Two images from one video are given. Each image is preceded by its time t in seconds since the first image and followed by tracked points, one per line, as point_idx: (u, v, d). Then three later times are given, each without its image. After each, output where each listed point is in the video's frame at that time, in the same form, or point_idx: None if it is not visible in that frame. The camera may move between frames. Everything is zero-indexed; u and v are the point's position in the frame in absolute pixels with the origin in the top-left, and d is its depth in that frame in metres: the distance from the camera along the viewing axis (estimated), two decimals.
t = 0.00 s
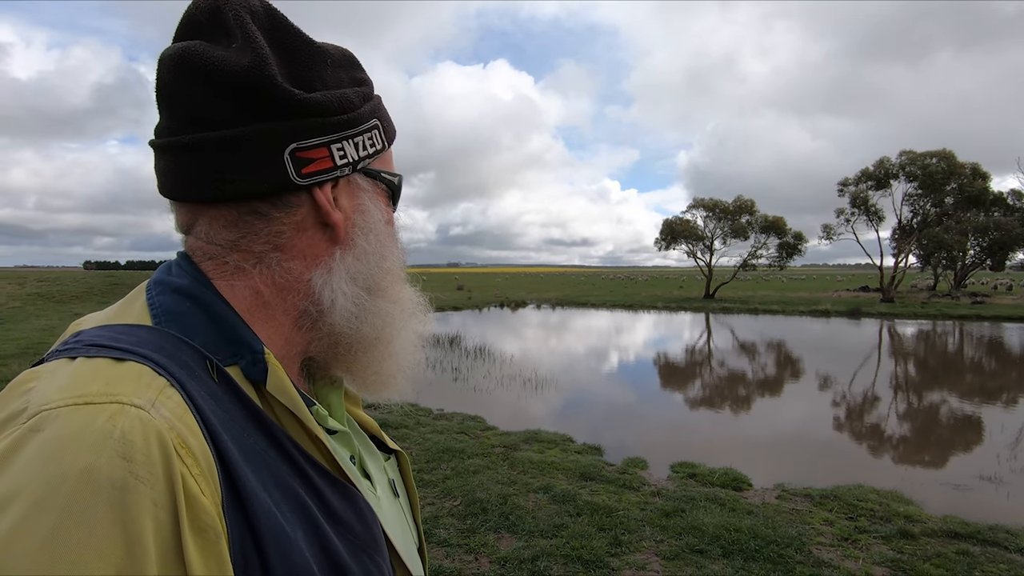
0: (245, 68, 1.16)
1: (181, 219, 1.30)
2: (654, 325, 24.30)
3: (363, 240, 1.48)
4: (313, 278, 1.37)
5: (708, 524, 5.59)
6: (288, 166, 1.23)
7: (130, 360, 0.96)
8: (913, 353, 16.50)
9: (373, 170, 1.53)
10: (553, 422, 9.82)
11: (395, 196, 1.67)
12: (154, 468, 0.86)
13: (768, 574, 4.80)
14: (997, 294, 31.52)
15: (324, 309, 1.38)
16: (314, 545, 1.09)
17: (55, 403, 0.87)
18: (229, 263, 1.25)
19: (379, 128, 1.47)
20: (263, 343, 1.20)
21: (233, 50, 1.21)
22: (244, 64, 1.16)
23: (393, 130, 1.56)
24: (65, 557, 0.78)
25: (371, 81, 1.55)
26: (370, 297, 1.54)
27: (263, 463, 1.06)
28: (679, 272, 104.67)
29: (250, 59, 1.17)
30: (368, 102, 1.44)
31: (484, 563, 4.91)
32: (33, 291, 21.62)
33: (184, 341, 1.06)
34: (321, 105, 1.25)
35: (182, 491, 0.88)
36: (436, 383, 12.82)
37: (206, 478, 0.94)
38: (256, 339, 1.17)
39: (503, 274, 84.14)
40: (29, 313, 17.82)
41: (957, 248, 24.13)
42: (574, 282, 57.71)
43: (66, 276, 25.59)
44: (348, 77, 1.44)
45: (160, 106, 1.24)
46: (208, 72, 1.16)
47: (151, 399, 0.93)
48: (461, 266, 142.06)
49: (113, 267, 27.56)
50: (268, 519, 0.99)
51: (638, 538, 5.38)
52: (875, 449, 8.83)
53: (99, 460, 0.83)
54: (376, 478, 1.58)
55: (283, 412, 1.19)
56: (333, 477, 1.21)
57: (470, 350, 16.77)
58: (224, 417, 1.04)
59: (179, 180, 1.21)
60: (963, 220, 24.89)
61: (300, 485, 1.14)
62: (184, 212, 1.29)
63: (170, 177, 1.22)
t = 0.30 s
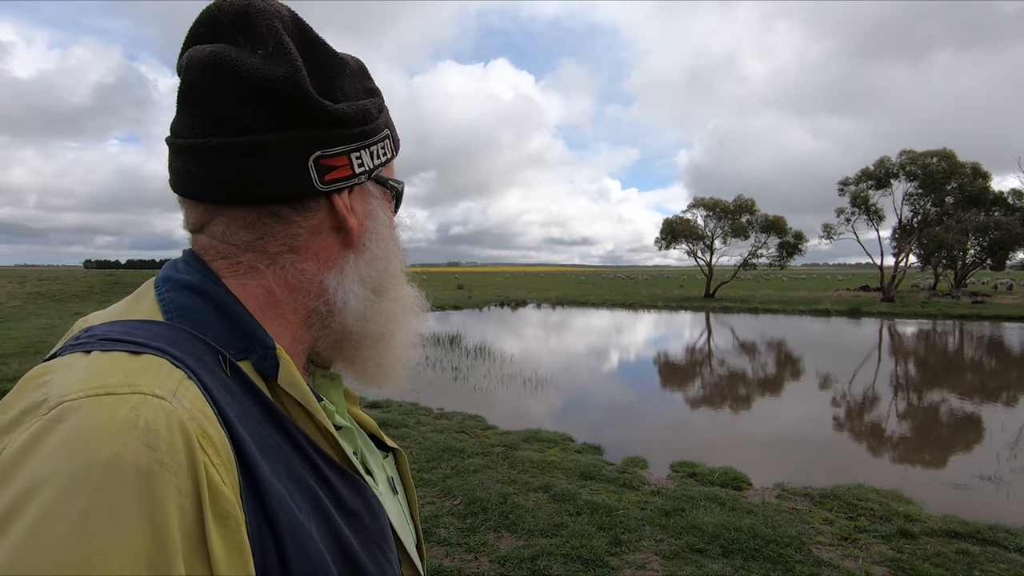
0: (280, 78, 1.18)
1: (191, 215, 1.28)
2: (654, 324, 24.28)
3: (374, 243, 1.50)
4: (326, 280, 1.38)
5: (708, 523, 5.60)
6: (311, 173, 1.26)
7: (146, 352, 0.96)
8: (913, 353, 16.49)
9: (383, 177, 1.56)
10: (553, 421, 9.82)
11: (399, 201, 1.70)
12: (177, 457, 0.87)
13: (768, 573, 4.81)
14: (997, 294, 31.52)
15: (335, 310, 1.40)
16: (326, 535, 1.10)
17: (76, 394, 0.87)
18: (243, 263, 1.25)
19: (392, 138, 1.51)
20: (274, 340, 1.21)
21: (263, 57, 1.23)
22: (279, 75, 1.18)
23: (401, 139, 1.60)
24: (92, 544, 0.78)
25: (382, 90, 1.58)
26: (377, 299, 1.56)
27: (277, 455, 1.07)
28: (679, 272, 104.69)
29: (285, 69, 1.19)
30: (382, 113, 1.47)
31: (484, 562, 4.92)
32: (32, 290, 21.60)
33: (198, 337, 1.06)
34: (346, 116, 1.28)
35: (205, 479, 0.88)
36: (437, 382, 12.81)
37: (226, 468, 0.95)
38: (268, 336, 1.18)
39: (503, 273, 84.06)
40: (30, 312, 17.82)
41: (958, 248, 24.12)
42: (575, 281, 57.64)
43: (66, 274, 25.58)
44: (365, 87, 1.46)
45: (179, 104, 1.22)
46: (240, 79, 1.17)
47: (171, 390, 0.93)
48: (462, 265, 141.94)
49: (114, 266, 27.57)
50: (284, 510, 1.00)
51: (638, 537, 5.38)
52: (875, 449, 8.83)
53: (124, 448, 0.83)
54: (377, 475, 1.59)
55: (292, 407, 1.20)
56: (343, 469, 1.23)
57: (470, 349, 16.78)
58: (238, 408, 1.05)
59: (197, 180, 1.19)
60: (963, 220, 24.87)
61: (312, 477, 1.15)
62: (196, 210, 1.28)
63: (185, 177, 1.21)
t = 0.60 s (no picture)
0: (316, 88, 1.21)
1: (206, 213, 1.28)
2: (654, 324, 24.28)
3: (383, 247, 1.53)
4: (340, 283, 1.40)
5: (708, 523, 5.61)
6: (336, 179, 1.29)
7: (174, 349, 0.96)
8: (913, 352, 16.48)
9: (395, 184, 1.61)
10: (553, 421, 9.82)
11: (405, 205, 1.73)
12: (214, 452, 0.87)
13: (768, 572, 4.82)
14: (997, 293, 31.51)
15: (348, 312, 1.42)
16: (345, 531, 1.11)
17: (110, 390, 0.87)
18: (260, 263, 1.25)
19: (406, 148, 1.55)
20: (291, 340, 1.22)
21: (295, 65, 1.26)
22: (313, 84, 1.21)
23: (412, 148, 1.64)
24: (132, 537, 0.78)
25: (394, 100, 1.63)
26: (384, 302, 1.58)
27: (298, 452, 1.08)
28: (679, 272, 104.66)
29: (320, 79, 1.23)
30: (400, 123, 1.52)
31: (484, 562, 4.92)
32: (33, 290, 21.65)
33: (221, 335, 1.07)
34: (372, 127, 1.33)
35: (240, 474, 0.89)
36: (437, 382, 12.81)
37: (255, 464, 0.95)
38: (286, 335, 1.19)
39: (503, 273, 83.99)
40: (30, 312, 17.82)
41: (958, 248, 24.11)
42: (575, 281, 57.59)
43: (66, 274, 25.57)
44: (384, 98, 1.51)
45: (203, 102, 1.21)
46: (274, 84, 1.19)
47: (202, 386, 0.93)
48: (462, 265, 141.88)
49: (113, 266, 27.54)
50: (310, 505, 1.01)
51: (637, 537, 5.39)
52: (875, 448, 8.84)
53: (162, 443, 0.84)
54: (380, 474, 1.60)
55: (308, 405, 1.21)
56: (358, 466, 1.25)
57: (470, 349, 16.78)
58: (262, 406, 1.06)
59: (221, 178, 1.19)
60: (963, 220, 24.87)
61: (328, 472, 1.16)
62: (213, 208, 1.27)
63: (206, 175, 1.20)
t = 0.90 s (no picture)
0: (324, 88, 1.22)
1: (208, 211, 1.28)
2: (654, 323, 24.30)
3: (383, 248, 1.54)
4: (342, 282, 1.41)
5: (708, 521, 5.62)
6: (341, 178, 1.30)
7: (182, 348, 0.96)
8: (913, 351, 16.48)
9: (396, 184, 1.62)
10: (554, 420, 9.83)
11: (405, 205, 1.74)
12: (228, 449, 0.88)
13: (768, 571, 4.84)
14: (998, 292, 31.47)
15: (349, 311, 1.43)
16: (352, 528, 1.12)
17: (120, 389, 0.87)
18: (262, 260, 1.25)
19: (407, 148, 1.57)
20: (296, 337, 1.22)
21: (302, 62, 1.26)
22: (322, 84, 1.22)
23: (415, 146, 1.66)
24: (145, 535, 0.79)
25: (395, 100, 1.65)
26: (384, 301, 1.59)
27: (305, 450, 1.09)
28: (679, 271, 104.66)
29: (328, 78, 1.24)
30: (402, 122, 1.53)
31: (485, 560, 4.94)
32: (33, 288, 21.71)
33: (225, 333, 1.07)
34: (379, 127, 1.35)
35: (252, 471, 0.90)
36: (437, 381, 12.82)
37: (265, 461, 0.96)
38: (290, 333, 1.20)
39: (504, 272, 84.00)
40: (29, 311, 17.82)
41: (958, 246, 24.09)
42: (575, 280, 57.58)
43: (66, 273, 25.58)
44: (387, 96, 1.52)
45: (206, 98, 1.21)
46: (280, 81, 1.19)
47: (212, 385, 0.94)
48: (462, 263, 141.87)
49: (113, 265, 27.55)
50: (317, 502, 1.01)
51: (638, 535, 5.40)
52: (875, 446, 8.85)
53: (176, 440, 0.84)
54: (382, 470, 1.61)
55: (313, 404, 1.22)
56: (362, 463, 1.26)
57: (470, 348, 16.79)
58: (268, 406, 1.06)
59: (224, 177, 1.19)
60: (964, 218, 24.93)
61: (335, 470, 1.17)
62: (215, 206, 1.27)
63: (210, 173, 1.21)
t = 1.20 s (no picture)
0: (323, 85, 1.22)
1: (205, 208, 1.28)
2: (654, 320, 24.32)
3: (382, 245, 1.55)
4: (341, 279, 1.41)
5: (708, 519, 5.63)
6: (340, 175, 1.30)
7: (180, 345, 0.97)
8: (913, 348, 16.47)
9: (395, 182, 1.62)
10: (554, 417, 9.85)
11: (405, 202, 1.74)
12: (226, 446, 0.88)
13: (768, 568, 4.84)
14: (999, 289, 31.44)
15: (349, 309, 1.43)
16: (353, 526, 1.12)
17: (117, 386, 0.87)
18: (261, 258, 1.25)
19: (407, 146, 1.57)
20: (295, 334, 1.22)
21: (301, 58, 1.26)
22: (321, 79, 1.22)
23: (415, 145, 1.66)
24: (144, 533, 0.79)
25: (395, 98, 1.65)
26: (382, 300, 1.59)
27: (305, 447, 1.09)
28: (679, 268, 104.69)
29: (327, 74, 1.24)
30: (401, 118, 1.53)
31: (485, 558, 4.95)
32: (33, 286, 21.73)
33: (224, 330, 1.07)
34: (378, 123, 1.34)
35: (250, 468, 0.90)
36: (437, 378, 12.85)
37: (264, 458, 0.96)
38: (289, 329, 1.20)
39: (504, 269, 84.01)
40: (29, 309, 17.82)
41: (958, 243, 24.05)
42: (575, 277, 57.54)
43: (66, 271, 25.57)
44: (386, 91, 1.53)
45: (204, 93, 1.21)
46: (278, 76, 1.19)
47: (210, 380, 0.94)
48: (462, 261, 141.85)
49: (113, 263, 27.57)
50: (317, 500, 1.02)
51: (638, 533, 5.41)
52: (875, 444, 8.86)
53: (173, 438, 0.84)
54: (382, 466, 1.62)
55: (312, 400, 1.22)
56: (362, 460, 1.26)
57: (470, 345, 16.80)
58: (267, 403, 1.06)
59: (225, 172, 1.19)
60: (965, 215, 24.87)
61: (335, 468, 1.17)
62: (212, 203, 1.27)
63: (207, 168, 1.20)
